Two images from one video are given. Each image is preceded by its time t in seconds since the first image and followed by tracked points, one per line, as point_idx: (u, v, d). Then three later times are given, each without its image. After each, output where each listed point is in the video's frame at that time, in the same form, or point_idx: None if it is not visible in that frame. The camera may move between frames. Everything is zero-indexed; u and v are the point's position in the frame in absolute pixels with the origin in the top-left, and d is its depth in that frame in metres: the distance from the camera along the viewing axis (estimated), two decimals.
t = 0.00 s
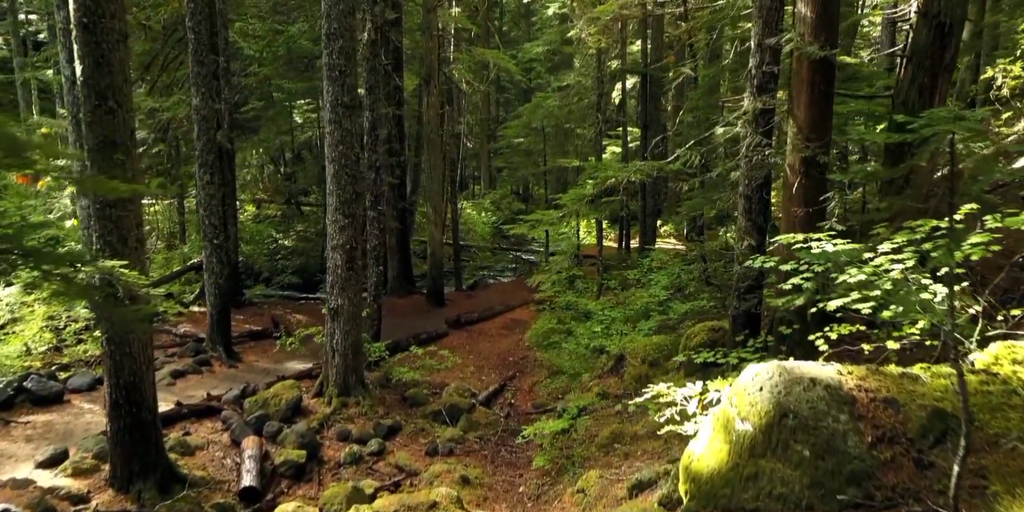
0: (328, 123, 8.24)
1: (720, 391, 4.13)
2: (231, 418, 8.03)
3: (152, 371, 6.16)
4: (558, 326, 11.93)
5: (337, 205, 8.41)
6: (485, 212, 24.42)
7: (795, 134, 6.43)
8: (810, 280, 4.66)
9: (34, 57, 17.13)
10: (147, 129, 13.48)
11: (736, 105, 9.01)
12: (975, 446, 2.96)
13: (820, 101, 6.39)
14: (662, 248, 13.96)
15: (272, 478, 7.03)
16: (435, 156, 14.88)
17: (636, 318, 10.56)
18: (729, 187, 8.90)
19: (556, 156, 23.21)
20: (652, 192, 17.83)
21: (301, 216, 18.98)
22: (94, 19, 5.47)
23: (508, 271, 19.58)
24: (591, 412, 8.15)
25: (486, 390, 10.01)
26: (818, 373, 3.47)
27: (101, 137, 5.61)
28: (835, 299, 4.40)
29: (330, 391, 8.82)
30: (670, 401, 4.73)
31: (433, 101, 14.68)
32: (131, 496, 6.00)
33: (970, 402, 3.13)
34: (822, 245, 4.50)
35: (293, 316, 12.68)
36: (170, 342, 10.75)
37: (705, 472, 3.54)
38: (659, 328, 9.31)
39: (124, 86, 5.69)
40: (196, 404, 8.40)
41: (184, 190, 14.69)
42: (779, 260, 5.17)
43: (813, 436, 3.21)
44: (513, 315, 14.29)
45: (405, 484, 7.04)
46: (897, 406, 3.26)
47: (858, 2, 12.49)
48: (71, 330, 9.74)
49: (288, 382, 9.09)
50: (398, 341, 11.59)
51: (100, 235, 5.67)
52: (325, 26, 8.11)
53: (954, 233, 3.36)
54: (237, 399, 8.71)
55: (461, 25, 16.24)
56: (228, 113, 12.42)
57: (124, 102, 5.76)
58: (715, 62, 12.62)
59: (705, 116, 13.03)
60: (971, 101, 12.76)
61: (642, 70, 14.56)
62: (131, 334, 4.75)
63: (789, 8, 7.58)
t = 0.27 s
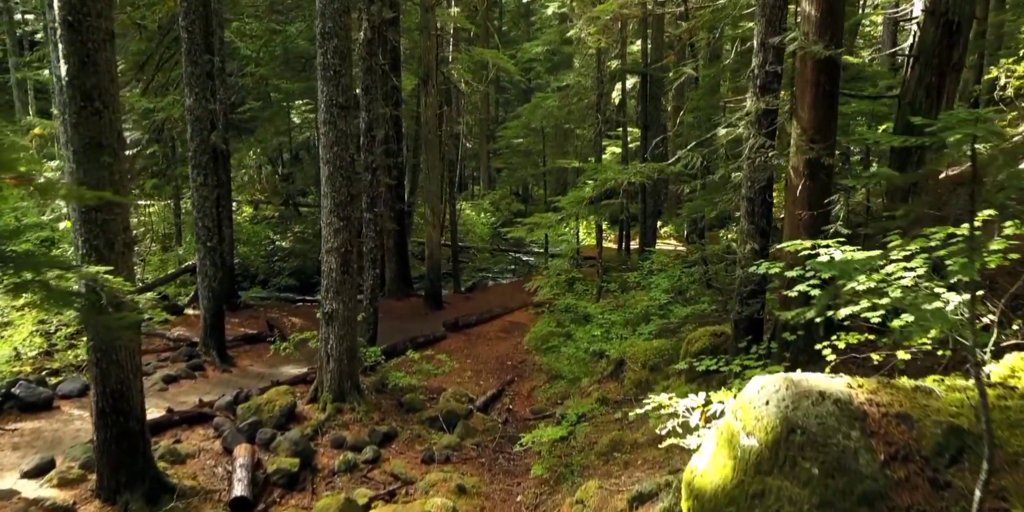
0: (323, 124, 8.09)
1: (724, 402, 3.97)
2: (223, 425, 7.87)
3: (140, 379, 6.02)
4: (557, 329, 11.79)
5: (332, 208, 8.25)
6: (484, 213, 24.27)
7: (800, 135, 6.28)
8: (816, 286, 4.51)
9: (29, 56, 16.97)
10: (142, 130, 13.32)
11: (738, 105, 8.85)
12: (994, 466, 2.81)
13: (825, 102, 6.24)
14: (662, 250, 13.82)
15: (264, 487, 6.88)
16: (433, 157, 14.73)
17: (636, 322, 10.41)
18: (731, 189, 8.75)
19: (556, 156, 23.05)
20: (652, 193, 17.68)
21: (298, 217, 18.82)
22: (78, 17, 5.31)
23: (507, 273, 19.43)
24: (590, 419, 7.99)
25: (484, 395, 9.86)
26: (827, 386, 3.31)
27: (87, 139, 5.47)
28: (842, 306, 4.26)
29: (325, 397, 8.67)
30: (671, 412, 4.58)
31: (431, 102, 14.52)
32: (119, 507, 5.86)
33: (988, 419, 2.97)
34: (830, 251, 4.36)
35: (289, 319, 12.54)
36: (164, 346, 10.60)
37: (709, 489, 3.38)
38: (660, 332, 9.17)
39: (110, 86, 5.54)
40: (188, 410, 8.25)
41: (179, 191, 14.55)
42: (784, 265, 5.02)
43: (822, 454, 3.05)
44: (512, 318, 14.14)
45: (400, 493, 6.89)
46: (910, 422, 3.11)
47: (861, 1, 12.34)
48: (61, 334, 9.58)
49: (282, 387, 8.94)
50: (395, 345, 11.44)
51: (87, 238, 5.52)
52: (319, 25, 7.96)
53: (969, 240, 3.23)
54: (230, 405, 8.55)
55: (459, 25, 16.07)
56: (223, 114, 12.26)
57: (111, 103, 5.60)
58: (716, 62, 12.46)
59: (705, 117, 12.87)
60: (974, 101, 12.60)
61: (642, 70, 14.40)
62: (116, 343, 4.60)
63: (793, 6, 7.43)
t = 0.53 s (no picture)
0: (316, 125, 7.92)
1: (727, 416, 3.77)
2: (214, 432, 7.70)
3: (126, 386, 5.85)
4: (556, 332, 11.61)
5: (326, 210, 8.08)
6: (483, 214, 24.09)
7: (805, 136, 6.12)
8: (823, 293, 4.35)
9: (23, 56, 16.83)
10: (136, 130, 13.16)
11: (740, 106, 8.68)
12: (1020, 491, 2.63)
13: (831, 102, 6.06)
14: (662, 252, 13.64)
15: (255, 496, 6.71)
16: (431, 158, 14.55)
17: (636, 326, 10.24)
18: (733, 191, 8.57)
19: (555, 157, 22.87)
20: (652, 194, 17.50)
21: (296, 218, 18.66)
22: (60, 15, 5.13)
23: (506, 275, 19.26)
24: (590, 426, 7.82)
25: (481, 400, 9.69)
26: (838, 401, 3.13)
27: (69, 140, 5.29)
28: (850, 315, 4.11)
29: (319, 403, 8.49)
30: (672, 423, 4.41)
31: (429, 102, 14.34)
32: None
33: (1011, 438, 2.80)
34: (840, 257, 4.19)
35: (284, 322, 12.37)
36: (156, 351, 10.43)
37: (712, 508, 3.20)
38: (660, 338, 9.00)
39: (94, 86, 5.36)
40: (178, 417, 8.08)
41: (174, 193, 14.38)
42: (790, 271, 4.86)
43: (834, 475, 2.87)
44: (511, 321, 13.97)
45: (394, 503, 6.72)
46: (927, 441, 2.93)
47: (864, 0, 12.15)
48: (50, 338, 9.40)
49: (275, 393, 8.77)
50: (391, 349, 11.27)
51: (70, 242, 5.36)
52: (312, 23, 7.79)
53: (990, 247, 3.06)
54: (221, 411, 8.38)
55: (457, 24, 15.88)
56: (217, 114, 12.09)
57: (94, 103, 5.43)
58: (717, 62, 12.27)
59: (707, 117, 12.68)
60: (979, 102, 12.42)
61: (642, 70, 14.22)
62: (97, 352, 4.45)
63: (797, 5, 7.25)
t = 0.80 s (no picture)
0: (310, 125, 7.76)
1: (732, 427, 3.62)
2: (206, 439, 7.56)
3: (112, 392, 5.71)
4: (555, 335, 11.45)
5: (320, 212, 7.93)
6: (482, 214, 23.93)
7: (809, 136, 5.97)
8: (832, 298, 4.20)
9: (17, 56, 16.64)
10: (130, 131, 12.99)
11: (742, 106, 8.52)
12: None
13: (836, 103, 5.92)
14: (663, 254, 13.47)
15: (247, 505, 6.55)
16: (429, 158, 14.39)
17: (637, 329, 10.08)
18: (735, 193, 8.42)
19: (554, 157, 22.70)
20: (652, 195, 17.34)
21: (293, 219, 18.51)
22: (43, 12, 4.98)
23: (505, 276, 19.10)
24: (589, 432, 7.67)
25: (479, 405, 9.53)
26: (848, 416, 2.95)
27: (53, 141, 5.15)
28: (858, 323, 3.96)
29: (313, 409, 8.34)
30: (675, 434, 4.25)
31: (427, 102, 14.17)
32: None
33: None
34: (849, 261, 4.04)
35: (280, 325, 12.21)
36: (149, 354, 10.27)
37: None
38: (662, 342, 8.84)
39: (78, 85, 5.21)
40: (170, 423, 7.92)
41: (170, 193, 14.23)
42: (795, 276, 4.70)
43: (844, 495, 2.70)
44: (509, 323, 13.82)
45: None
46: (944, 460, 2.76)
47: None
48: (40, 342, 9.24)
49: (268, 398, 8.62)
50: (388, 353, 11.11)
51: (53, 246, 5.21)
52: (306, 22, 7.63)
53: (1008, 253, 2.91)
54: (214, 417, 8.23)
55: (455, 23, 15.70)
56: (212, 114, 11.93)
57: (79, 103, 5.28)
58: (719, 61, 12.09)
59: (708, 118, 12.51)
60: (984, 101, 12.26)
61: (643, 69, 14.05)
62: (81, 358, 4.30)
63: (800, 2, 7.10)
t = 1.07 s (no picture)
0: (305, 126, 7.62)
1: (736, 440, 3.43)
2: (198, 446, 7.40)
3: (97, 400, 5.57)
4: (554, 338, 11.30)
5: (314, 214, 7.78)
6: (481, 215, 23.77)
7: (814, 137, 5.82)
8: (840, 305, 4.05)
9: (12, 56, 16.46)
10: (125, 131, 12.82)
11: (745, 106, 8.36)
12: None
13: (842, 102, 5.76)
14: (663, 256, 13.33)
15: None
16: (427, 158, 14.24)
17: (637, 333, 9.93)
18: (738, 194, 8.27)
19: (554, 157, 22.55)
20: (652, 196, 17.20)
21: (291, 220, 18.36)
22: (25, 9, 4.83)
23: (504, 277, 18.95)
24: (588, 439, 7.52)
25: (477, 409, 9.39)
26: (858, 430, 2.69)
27: (36, 143, 5.00)
28: (867, 331, 3.81)
29: (307, 414, 8.18)
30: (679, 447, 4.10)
31: (425, 102, 14.02)
32: None
33: None
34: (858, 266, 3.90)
35: (276, 328, 12.06)
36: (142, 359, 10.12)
37: None
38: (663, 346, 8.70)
39: (62, 85, 5.06)
40: (160, 429, 7.76)
41: (165, 194, 14.08)
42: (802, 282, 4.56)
43: None
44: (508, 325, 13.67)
45: None
46: (964, 479, 2.47)
47: None
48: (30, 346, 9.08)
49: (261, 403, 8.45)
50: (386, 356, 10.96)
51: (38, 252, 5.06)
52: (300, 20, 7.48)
53: None
54: (206, 423, 8.06)
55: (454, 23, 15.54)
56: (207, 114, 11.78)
57: (63, 103, 5.13)
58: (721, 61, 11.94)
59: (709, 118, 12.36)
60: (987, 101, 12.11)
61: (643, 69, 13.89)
62: (63, 368, 4.15)
63: None
